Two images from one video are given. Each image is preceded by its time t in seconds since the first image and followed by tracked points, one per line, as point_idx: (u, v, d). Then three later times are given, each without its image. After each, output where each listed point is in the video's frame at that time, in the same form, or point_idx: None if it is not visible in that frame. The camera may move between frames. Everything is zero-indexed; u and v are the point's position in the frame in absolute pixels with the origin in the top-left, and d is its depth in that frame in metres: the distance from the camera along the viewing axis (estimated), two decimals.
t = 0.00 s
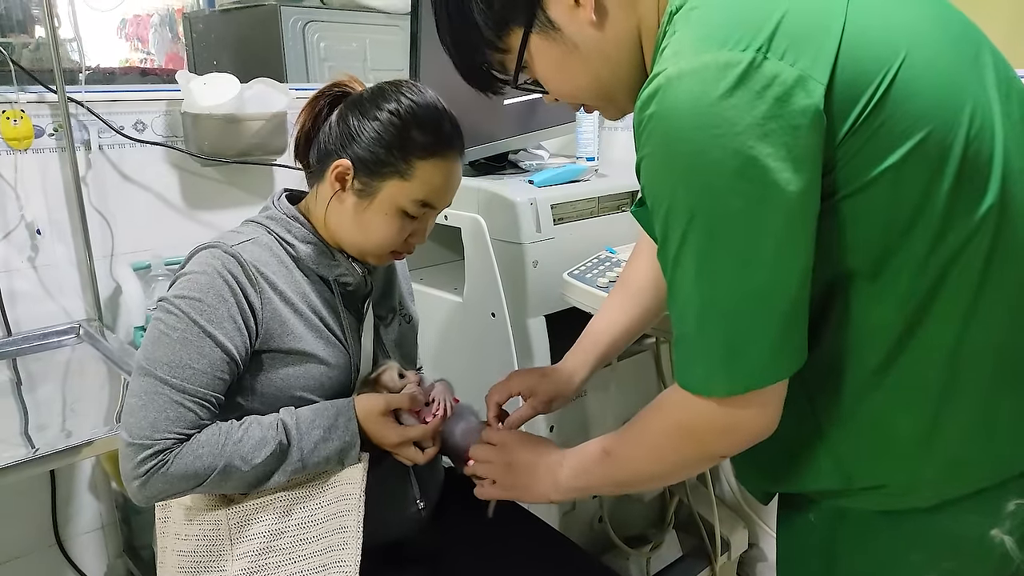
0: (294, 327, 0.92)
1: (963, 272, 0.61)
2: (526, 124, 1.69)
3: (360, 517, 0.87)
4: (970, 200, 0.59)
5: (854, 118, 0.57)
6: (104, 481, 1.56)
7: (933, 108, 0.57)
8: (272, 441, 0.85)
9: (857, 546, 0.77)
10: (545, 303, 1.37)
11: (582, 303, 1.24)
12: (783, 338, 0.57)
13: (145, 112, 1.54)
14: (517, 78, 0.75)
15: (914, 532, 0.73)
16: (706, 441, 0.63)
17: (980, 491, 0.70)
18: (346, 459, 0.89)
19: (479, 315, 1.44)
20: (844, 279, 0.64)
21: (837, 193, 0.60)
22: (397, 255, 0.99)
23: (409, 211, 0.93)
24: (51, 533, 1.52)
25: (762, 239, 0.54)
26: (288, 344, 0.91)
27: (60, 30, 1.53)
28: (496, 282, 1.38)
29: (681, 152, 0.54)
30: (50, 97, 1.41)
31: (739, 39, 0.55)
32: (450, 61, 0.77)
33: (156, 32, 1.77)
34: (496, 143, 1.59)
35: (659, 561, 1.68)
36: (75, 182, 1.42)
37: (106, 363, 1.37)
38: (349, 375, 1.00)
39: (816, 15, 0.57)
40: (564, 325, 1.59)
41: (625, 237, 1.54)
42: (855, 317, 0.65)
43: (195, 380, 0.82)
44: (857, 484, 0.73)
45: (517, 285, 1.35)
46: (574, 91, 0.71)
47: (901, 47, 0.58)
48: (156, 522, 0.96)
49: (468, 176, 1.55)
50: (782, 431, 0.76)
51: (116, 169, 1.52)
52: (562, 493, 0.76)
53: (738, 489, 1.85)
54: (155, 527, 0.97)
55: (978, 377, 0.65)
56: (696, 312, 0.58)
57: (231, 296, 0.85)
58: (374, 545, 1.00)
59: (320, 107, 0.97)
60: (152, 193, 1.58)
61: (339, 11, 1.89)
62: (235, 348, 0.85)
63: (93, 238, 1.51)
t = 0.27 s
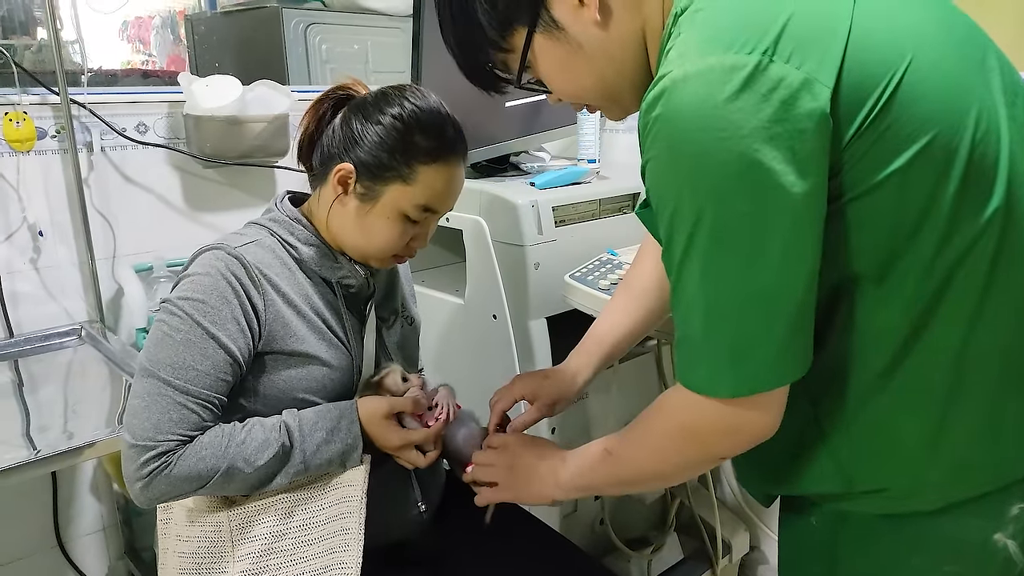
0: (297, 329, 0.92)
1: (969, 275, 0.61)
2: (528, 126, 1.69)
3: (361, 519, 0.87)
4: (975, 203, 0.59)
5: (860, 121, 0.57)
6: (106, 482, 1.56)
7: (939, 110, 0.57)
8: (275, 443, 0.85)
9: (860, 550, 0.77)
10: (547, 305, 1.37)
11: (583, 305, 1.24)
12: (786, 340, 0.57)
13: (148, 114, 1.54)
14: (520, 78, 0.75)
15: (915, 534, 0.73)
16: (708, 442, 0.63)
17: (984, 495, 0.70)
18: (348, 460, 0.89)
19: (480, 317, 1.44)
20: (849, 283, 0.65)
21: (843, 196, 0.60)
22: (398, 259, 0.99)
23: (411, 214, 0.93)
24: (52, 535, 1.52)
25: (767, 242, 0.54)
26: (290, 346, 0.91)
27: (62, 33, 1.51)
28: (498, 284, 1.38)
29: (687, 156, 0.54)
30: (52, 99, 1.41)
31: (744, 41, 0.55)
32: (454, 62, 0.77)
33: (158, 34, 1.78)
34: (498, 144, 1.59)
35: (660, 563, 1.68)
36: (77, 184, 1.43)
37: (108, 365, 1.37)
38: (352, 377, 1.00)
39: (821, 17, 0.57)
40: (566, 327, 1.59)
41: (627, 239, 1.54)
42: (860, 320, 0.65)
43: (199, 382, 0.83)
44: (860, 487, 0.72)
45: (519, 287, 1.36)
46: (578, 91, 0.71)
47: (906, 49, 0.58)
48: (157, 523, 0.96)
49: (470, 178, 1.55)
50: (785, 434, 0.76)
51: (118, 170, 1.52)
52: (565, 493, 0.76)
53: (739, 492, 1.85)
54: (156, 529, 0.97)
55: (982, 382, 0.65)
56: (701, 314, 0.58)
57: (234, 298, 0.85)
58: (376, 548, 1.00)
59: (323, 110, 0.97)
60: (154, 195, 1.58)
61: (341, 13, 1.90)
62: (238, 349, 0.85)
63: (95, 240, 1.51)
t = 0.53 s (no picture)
0: (301, 331, 0.92)
1: (970, 279, 0.61)
2: (530, 128, 1.69)
3: (365, 521, 0.86)
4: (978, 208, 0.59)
5: (863, 125, 0.57)
6: (109, 484, 1.56)
7: (942, 115, 0.57)
8: (279, 445, 0.85)
9: (862, 554, 0.77)
10: (551, 308, 1.37)
11: (586, 308, 1.24)
12: (790, 344, 0.57)
13: (152, 117, 1.55)
14: (522, 77, 0.75)
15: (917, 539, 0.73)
16: (718, 445, 0.62)
17: (986, 501, 0.70)
18: (351, 463, 0.89)
19: (483, 320, 1.44)
20: (850, 287, 0.65)
21: (846, 200, 0.60)
22: (401, 262, 0.99)
23: (415, 218, 0.93)
24: (55, 537, 1.52)
25: (770, 245, 0.54)
26: (294, 348, 0.92)
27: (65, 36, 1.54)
28: (501, 286, 1.38)
29: (690, 158, 0.54)
30: (57, 102, 1.42)
31: (748, 44, 0.55)
32: (456, 60, 0.78)
33: (161, 37, 1.80)
34: (501, 147, 1.60)
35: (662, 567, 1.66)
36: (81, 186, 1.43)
37: (112, 367, 1.37)
38: (355, 380, 1.00)
39: (825, 20, 0.57)
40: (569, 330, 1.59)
41: (630, 242, 1.54)
42: (861, 325, 0.65)
43: (204, 383, 0.83)
44: (860, 493, 0.72)
45: (522, 290, 1.36)
46: (582, 91, 0.71)
47: (909, 53, 0.58)
48: (161, 525, 0.96)
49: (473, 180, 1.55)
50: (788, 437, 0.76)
51: (122, 173, 1.52)
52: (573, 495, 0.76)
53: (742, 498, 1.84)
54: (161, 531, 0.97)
55: (983, 387, 0.65)
56: (704, 317, 0.58)
57: (239, 300, 0.85)
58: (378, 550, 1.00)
59: (328, 113, 0.97)
60: (158, 198, 1.58)
61: (345, 16, 1.90)
62: (242, 351, 0.86)
63: (99, 242, 1.52)
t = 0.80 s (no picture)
0: (303, 332, 0.92)
1: (964, 278, 0.61)
2: (532, 129, 1.69)
3: (365, 522, 0.86)
4: (974, 208, 0.59)
5: (860, 125, 0.57)
6: (110, 485, 1.56)
7: (940, 113, 0.57)
8: (280, 445, 0.85)
9: (861, 557, 0.76)
10: (553, 308, 1.37)
11: (588, 308, 1.24)
12: (787, 344, 0.57)
13: (153, 117, 1.55)
14: (521, 70, 0.75)
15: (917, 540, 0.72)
16: (722, 442, 0.62)
17: (985, 503, 0.70)
18: (353, 463, 0.89)
19: (484, 320, 1.44)
20: (845, 289, 0.65)
21: (843, 200, 0.60)
22: (404, 263, 0.99)
23: (419, 219, 0.93)
24: (56, 537, 1.52)
25: (768, 244, 0.54)
26: (296, 348, 0.91)
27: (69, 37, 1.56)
28: (502, 286, 1.38)
29: (688, 156, 0.54)
30: (59, 102, 1.42)
31: (745, 40, 0.55)
32: (455, 53, 0.77)
33: (163, 37, 1.82)
34: (503, 147, 1.60)
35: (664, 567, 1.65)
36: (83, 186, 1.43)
37: (113, 367, 1.37)
38: (356, 380, 1.00)
39: (824, 20, 0.57)
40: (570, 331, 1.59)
41: (632, 242, 1.54)
42: (854, 328, 0.66)
43: (205, 383, 0.83)
44: (852, 496, 0.72)
45: (524, 290, 1.36)
46: (581, 86, 0.71)
47: (908, 51, 0.58)
48: (163, 525, 0.96)
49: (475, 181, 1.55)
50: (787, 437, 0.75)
51: (123, 173, 1.52)
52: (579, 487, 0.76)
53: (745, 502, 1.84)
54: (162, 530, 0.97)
55: (977, 389, 0.65)
56: (702, 316, 0.58)
57: (240, 300, 0.85)
58: (379, 551, 1.00)
59: (332, 113, 0.97)
60: (160, 198, 1.58)
61: (346, 17, 1.90)
62: (244, 352, 0.86)
63: (101, 242, 1.52)
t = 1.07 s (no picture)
0: (303, 332, 0.92)
1: (956, 276, 0.61)
2: (532, 129, 1.70)
3: (366, 521, 0.86)
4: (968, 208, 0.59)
5: (855, 124, 0.57)
6: (110, 484, 1.56)
7: (936, 112, 0.57)
8: (280, 444, 0.85)
9: (855, 558, 0.76)
10: (552, 308, 1.38)
11: (588, 308, 1.24)
12: (778, 341, 0.57)
13: (153, 116, 1.55)
14: (524, 55, 0.75)
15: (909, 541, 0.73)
16: (719, 436, 0.62)
17: (977, 506, 0.70)
18: (353, 461, 0.90)
19: (484, 320, 1.44)
20: (836, 290, 0.65)
21: (836, 200, 0.60)
22: (406, 263, 0.99)
23: (420, 220, 0.93)
24: (57, 537, 1.52)
25: (760, 241, 0.55)
26: (296, 348, 0.92)
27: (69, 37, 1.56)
28: (502, 286, 1.39)
29: (684, 152, 0.54)
30: (59, 102, 1.42)
31: (741, 35, 0.55)
32: (460, 36, 0.78)
33: (163, 37, 1.81)
34: (503, 147, 1.60)
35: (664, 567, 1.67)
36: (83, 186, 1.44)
37: (113, 367, 1.38)
38: (356, 380, 1.01)
39: (822, 20, 0.58)
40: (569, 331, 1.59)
41: (631, 242, 1.54)
42: (844, 331, 0.66)
43: (205, 383, 0.83)
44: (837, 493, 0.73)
45: (524, 289, 1.36)
46: (583, 73, 0.71)
47: (907, 50, 0.58)
48: (163, 524, 0.96)
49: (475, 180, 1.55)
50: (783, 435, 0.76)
51: (123, 173, 1.53)
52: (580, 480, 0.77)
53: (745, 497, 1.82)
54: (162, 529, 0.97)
55: (967, 389, 0.65)
56: (694, 312, 0.58)
57: (241, 300, 0.85)
58: (379, 550, 1.00)
59: (334, 114, 0.97)
60: (160, 197, 1.59)
61: (346, 17, 1.91)
62: (244, 351, 0.86)
63: (101, 242, 1.52)
